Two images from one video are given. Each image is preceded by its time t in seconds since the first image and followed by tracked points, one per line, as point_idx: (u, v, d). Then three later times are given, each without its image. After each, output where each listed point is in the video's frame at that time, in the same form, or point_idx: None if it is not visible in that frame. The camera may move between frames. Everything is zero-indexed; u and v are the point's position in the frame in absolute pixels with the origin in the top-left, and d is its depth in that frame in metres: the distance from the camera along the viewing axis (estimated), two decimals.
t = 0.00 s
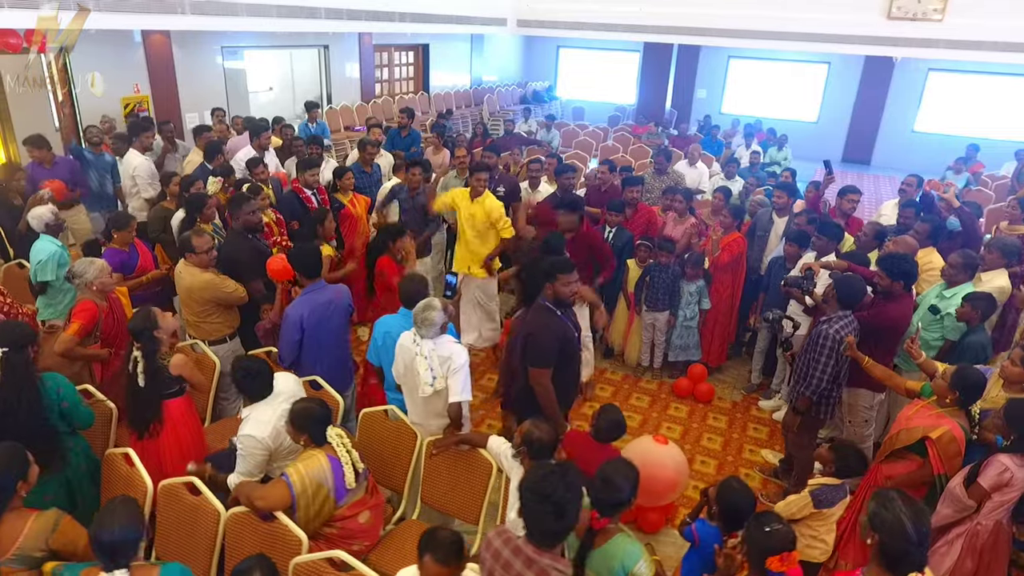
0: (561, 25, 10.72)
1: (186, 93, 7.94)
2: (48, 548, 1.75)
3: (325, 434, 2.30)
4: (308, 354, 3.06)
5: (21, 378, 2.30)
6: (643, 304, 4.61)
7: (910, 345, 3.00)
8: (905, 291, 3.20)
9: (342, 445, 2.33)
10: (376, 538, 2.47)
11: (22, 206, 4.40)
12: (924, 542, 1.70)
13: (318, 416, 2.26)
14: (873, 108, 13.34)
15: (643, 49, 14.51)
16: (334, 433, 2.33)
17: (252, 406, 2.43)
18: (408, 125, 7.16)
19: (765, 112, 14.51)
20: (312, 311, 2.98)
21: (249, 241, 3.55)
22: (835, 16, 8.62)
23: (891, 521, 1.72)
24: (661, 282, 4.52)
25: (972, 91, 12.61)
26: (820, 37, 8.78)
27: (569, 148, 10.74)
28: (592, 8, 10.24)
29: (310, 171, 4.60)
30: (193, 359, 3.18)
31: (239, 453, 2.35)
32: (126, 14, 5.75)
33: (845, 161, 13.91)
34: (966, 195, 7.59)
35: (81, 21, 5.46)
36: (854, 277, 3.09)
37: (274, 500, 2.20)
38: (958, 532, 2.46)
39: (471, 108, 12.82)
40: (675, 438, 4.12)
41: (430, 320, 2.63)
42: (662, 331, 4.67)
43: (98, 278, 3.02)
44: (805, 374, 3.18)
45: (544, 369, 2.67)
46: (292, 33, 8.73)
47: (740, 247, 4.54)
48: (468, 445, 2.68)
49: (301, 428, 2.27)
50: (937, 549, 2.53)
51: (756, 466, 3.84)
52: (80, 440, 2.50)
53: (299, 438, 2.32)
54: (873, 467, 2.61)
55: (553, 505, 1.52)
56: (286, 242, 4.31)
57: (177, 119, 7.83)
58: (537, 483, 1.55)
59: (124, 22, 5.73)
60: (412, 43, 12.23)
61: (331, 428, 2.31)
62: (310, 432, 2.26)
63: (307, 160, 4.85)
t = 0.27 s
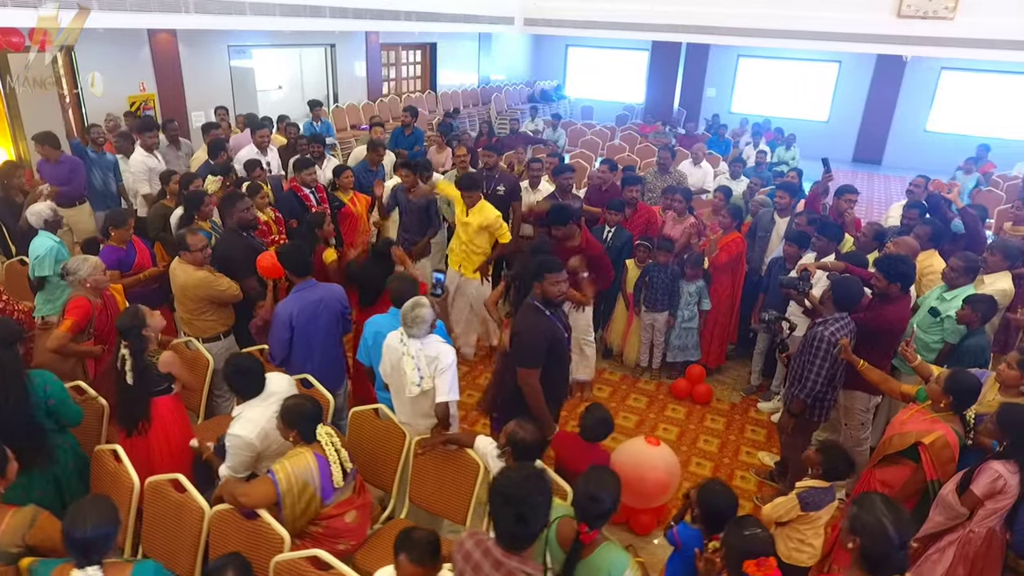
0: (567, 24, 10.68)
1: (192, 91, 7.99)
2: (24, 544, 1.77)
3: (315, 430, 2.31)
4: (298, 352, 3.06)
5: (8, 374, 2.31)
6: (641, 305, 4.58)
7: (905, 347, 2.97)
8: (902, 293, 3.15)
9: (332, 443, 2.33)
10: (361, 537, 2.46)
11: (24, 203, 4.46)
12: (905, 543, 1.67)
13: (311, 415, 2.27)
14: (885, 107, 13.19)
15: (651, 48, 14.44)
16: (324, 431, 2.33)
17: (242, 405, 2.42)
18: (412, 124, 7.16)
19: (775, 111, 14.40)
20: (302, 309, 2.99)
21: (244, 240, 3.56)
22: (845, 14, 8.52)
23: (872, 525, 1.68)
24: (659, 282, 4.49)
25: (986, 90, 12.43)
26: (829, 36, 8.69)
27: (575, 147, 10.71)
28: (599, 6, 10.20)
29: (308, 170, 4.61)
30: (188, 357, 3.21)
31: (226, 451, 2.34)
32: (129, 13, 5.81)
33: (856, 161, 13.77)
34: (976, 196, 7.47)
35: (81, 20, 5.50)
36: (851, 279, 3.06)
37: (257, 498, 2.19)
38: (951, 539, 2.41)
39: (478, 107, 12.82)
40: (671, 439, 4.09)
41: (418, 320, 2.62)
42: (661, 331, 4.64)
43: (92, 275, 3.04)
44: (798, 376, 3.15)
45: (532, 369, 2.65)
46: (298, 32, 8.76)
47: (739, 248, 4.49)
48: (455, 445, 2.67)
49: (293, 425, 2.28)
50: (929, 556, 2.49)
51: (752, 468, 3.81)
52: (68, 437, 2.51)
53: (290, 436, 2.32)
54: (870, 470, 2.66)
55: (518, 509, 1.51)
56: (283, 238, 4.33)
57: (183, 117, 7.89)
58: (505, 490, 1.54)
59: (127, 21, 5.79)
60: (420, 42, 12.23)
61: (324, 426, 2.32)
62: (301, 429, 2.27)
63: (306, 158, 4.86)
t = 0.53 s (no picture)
0: (574, 23, 10.64)
1: (197, 90, 8.05)
2: None
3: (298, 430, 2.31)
4: (284, 350, 3.06)
5: None
6: (637, 305, 4.55)
7: (896, 350, 2.93)
8: (895, 295, 3.10)
9: (314, 443, 2.33)
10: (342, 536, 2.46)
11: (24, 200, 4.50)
12: (877, 552, 1.64)
13: (293, 414, 2.27)
14: (896, 107, 13.04)
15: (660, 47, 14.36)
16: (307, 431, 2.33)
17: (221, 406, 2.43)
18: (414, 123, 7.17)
19: (785, 111, 14.27)
20: (287, 307, 3.00)
21: (237, 238, 3.57)
22: (853, 13, 8.43)
23: (842, 532, 1.66)
24: (655, 283, 4.46)
25: (1000, 90, 12.25)
26: (837, 35, 8.60)
27: (581, 146, 10.68)
28: (606, 5, 10.16)
29: (304, 169, 4.62)
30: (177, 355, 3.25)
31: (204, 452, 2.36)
32: (131, 13, 5.86)
33: (866, 162, 13.62)
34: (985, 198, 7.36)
35: (81, 20, 5.54)
36: (845, 281, 3.02)
37: (235, 497, 2.19)
38: (936, 547, 2.37)
39: (485, 106, 12.81)
40: (664, 441, 4.06)
41: (401, 321, 2.60)
42: (657, 332, 4.60)
43: (82, 272, 3.05)
44: (789, 379, 3.12)
45: (515, 369, 2.64)
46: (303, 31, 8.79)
47: (736, 249, 4.45)
48: (437, 445, 2.66)
49: (275, 423, 2.28)
50: (916, 563, 2.44)
51: (745, 471, 3.77)
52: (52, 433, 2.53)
53: (273, 434, 2.32)
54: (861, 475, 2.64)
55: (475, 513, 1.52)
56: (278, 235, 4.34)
57: (188, 116, 7.94)
58: (466, 492, 1.54)
59: (129, 20, 5.84)
60: (426, 42, 12.24)
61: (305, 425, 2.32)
62: (285, 428, 2.27)
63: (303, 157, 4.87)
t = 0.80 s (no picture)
0: (580, 22, 10.61)
1: (202, 89, 8.11)
2: None
3: (277, 429, 2.30)
4: (269, 348, 3.07)
5: None
6: (632, 306, 4.52)
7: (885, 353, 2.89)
8: (887, 298, 3.06)
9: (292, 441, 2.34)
10: (322, 534, 2.46)
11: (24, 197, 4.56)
12: (838, 561, 1.64)
13: (270, 412, 2.27)
14: (908, 107, 12.88)
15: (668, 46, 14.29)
16: (286, 429, 2.33)
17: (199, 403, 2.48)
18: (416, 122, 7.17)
19: (794, 110, 14.15)
20: (271, 306, 3.00)
21: (228, 236, 3.59)
22: (861, 12, 8.33)
23: (805, 541, 1.65)
24: (650, 284, 4.42)
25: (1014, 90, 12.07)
26: (844, 34, 8.50)
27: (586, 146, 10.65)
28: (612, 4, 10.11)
29: (299, 167, 4.63)
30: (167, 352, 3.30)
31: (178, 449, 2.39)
32: (133, 12, 5.91)
33: (877, 162, 13.47)
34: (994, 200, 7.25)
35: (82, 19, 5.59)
36: (835, 282, 2.98)
37: (210, 494, 2.20)
38: (918, 553, 2.34)
39: (492, 105, 12.81)
40: (656, 442, 4.03)
41: (383, 320, 2.60)
42: (653, 333, 4.56)
43: (72, 269, 3.08)
44: (777, 381, 3.09)
45: (495, 369, 2.62)
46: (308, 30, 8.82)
47: (732, 250, 4.41)
48: (419, 445, 2.65)
49: (253, 421, 2.28)
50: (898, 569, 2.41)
51: (736, 474, 3.74)
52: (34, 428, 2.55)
53: (250, 433, 2.32)
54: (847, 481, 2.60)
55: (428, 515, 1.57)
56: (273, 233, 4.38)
57: (192, 115, 8.00)
58: (418, 494, 1.60)
59: (130, 19, 5.89)
60: (433, 41, 12.25)
61: (284, 423, 2.32)
62: (262, 426, 2.27)
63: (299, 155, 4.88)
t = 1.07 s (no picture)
0: (585, 21, 10.58)
1: (205, 88, 8.16)
2: None
3: (258, 425, 2.31)
4: (257, 345, 3.09)
5: None
6: (627, 306, 4.50)
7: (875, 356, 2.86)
8: (878, 299, 3.02)
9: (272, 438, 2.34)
10: (304, 531, 2.47)
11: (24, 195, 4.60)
12: (801, 567, 1.63)
13: (251, 409, 2.28)
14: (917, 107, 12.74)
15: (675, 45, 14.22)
16: (266, 426, 2.34)
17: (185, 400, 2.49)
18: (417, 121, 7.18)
19: (803, 110, 14.04)
20: (257, 304, 3.01)
21: (220, 235, 3.60)
22: (868, 11, 8.25)
23: (769, 548, 1.64)
24: (645, 285, 4.40)
25: None
26: (850, 33, 8.42)
27: (591, 145, 10.62)
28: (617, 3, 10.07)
29: (296, 166, 4.64)
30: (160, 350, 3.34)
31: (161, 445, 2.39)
32: (134, 11, 5.95)
33: (886, 162, 13.34)
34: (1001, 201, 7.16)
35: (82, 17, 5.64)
36: (825, 284, 2.95)
37: (189, 491, 2.21)
38: (900, 557, 2.31)
39: (497, 104, 12.81)
40: (648, 443, 4.01)
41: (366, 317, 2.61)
42: (647, 333, 4.54)
43: (62, 267, 3.11)
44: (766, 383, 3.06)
45: (478, 367, 2.62)
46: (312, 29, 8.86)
47: (727, 250, 4.37)
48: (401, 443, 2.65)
49: (234, 418, 2.29)
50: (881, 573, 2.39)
51: (727, 476, 3.71)
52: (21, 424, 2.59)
53: (231, 429, 2.33)
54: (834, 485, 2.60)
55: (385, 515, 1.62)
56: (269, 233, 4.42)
57: (197, 114, 8.06)
58: (376, 494, 1.65)
59: (132, 18, 5.93)
60: (439, 40, 12.26)
61: (264, 420, 2.33)
62: (242, 423, 2.27)
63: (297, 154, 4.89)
